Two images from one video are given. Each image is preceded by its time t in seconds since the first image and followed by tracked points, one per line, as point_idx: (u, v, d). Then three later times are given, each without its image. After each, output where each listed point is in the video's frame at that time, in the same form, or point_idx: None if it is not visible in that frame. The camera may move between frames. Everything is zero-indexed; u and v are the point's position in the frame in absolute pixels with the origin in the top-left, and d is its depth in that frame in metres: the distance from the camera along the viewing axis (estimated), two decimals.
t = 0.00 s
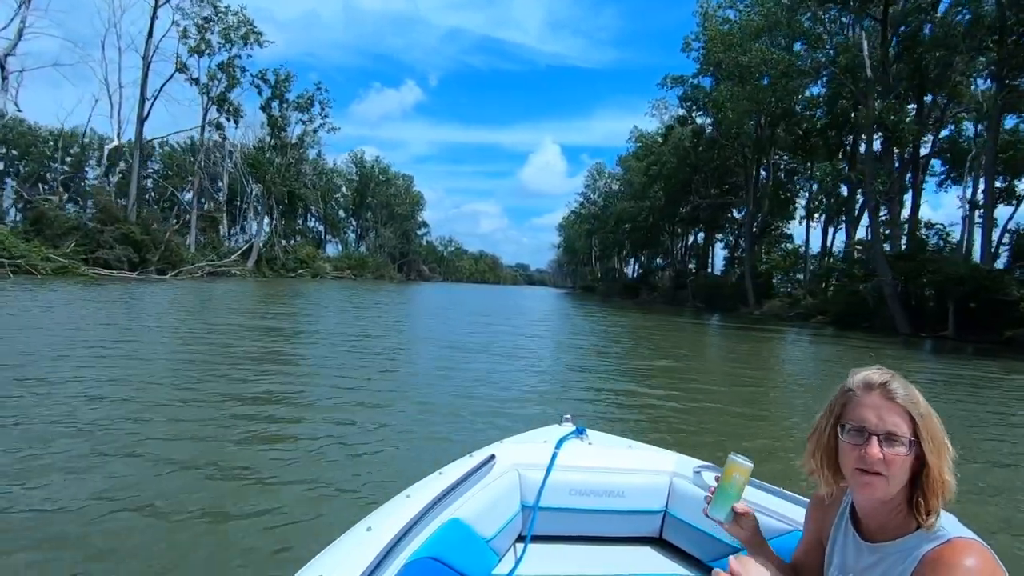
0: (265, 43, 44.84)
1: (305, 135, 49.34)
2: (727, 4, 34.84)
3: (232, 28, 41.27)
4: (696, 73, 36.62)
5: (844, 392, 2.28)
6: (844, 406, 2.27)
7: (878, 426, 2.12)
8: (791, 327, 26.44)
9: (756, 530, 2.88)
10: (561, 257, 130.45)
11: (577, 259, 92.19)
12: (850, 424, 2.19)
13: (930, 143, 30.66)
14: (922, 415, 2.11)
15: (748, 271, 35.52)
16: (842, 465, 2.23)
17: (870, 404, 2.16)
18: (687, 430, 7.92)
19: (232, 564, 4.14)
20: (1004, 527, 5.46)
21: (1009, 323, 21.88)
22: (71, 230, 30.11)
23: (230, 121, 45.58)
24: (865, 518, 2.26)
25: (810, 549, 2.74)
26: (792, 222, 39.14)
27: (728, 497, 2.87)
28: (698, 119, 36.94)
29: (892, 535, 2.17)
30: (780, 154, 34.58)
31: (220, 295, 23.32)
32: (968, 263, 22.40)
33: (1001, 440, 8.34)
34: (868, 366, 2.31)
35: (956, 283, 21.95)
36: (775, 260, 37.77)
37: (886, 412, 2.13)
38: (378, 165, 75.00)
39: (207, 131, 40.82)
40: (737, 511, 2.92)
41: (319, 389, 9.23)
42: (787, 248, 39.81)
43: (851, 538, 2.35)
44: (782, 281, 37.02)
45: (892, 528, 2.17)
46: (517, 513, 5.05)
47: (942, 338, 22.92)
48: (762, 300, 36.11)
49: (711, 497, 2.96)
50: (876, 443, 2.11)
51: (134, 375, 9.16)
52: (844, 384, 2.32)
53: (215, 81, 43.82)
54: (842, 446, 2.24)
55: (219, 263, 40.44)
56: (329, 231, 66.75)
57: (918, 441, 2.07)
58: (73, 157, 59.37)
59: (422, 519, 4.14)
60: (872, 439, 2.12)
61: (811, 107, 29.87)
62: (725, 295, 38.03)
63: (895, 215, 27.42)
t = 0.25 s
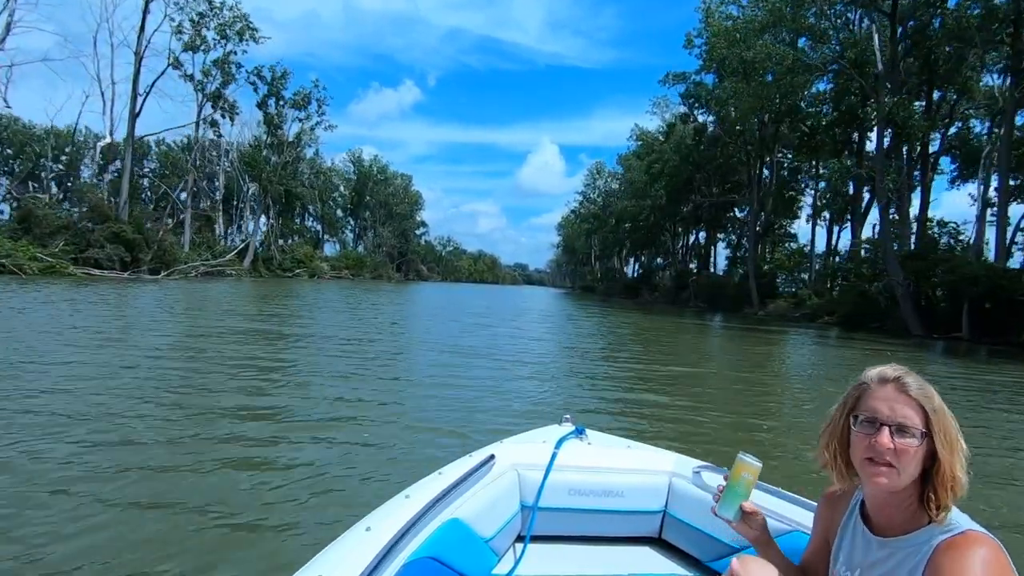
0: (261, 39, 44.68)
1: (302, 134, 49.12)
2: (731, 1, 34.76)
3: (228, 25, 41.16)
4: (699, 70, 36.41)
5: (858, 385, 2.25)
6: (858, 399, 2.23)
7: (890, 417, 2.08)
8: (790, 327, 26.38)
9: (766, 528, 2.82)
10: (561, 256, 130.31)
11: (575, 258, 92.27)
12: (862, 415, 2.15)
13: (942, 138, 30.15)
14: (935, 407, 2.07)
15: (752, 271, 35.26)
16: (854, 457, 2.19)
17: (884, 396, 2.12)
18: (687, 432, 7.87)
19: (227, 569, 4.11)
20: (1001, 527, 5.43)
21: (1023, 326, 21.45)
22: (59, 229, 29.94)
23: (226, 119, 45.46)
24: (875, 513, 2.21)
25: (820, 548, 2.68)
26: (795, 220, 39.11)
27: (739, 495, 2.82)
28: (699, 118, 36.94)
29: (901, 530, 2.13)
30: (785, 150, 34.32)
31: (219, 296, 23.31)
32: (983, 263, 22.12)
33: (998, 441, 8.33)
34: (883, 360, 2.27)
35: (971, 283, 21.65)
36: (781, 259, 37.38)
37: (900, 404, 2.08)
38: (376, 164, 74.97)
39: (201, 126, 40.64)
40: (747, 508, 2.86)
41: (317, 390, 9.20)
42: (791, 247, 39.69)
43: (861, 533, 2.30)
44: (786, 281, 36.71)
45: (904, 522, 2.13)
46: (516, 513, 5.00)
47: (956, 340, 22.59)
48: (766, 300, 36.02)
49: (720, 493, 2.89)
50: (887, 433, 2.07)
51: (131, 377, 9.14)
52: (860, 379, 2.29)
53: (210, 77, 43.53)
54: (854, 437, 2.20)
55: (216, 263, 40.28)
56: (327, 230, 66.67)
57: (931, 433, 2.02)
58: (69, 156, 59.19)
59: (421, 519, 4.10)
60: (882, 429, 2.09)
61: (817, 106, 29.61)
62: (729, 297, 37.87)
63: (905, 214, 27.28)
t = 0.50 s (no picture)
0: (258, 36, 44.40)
1: (299, 133, 48.90)
2: None
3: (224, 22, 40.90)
4: (701, 65, 36.24)
5: (874, 384, 2.22)
6: (874, 399, 2.20)
7: (908, 416, 2.05)
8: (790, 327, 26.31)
9: (776, 526, 2.78)
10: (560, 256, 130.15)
11: (575, 258, 92.12)
12: (879, 413, 2.12)
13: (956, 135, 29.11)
14: (953, 408, 2.04)
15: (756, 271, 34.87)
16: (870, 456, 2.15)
17: (901, 395, 2.10)
18: (687, 433, 7.81)
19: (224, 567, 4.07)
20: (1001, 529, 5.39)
21: None
22: (47, 228, 29.55)
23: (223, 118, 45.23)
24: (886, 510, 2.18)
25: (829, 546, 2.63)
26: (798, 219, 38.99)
27: (749, 491, 2.80)
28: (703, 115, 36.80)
29: (914, 527, 2.10)
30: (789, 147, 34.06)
31: (218, 296, 23.29)
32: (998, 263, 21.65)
33: (998, 443, 8.29)
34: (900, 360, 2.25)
35: (986, 283, 21.13)
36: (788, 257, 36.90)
37: (917, 404, 2.06)
38: (375, 163, 74.73)
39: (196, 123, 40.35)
40: (757, 505, 2.83)
41: (315, 389, 9.16)
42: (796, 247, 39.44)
43: (872, 531, 2.26)
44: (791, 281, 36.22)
45: (915, 519, 2.09)
46: (516, 513, 4.94)
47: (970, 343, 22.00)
48: (771, 300, 35.84)
49: (731, 489, 2.87)
50: (906, 432, 2.03)
51: (129, 376, 9.11)
52: (875, 379, 2.26)
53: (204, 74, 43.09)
54: (869, 436, 2.17)
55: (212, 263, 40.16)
56: (325, 230, 66.47)
57: (949, 432, 1.99)
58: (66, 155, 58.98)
59: (421, 519, 4.05)
60: (900, 428, 2.06)
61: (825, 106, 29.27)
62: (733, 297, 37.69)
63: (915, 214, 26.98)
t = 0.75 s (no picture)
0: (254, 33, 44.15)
1: (297, 131, 48.64)
2: None
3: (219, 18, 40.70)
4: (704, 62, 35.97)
5: (895, 386, 2.21)
6: (896, 401, 2.19)
7: (939, 417, 2.04)
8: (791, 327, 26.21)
9: (782, 536, 2.69)
10: (560, 255, 129.89)
11: (575, 258, 92.03)
12: (905, 416, 2.10)
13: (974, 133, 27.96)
14: (978, 410, 2.06)
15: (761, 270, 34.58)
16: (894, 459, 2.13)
17: (928, 397, 2.09)
18: (685, 435, 7.75)
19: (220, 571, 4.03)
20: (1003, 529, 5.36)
21: None
22: (39, 227, 29.28)
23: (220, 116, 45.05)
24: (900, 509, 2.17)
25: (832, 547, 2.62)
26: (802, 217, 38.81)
27: (752, 504, 2.75)
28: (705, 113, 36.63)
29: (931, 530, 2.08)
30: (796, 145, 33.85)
31: (218, 297, 23.28)
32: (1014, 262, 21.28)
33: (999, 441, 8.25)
34: (917, 364, 2.26)
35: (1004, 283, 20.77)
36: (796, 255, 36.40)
37: (948, 405, 2.05)
38: (373, 163, 74.55)
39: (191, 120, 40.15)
40: (762, 517, 2.77)
41: (311, 391, 9.14)
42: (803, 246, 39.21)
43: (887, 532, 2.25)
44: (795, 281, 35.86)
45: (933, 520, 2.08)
46: (515, 513, 4.89)
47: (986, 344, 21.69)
48: (777, 300, 35.66)
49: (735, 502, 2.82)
50: (939, 435, 2.01)
51: (126, 378, 9.08)
52: (895, 381, 2.25)
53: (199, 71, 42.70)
54: (894, 439, 2.15)
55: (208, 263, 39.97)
56: (323, 229, 66.32)
57: (976, 434, 2.00)
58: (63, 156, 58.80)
59: (421, 519, 3.99)
60: (930, 432, 2.04)
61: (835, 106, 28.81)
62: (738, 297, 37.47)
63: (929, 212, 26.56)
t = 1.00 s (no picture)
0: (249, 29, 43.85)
1: (294, 129, 48.37)
2: None
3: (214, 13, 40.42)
4: (707, 57, 35.69)
5: (916, 391, 2.35)
6: (917, 406, 2.33)
7: (960, 423, 2.18)
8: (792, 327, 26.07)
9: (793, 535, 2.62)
10: (560, 255, 129.51)
11: (575, 258, 91.76)
12: (928, 422, 2.24)
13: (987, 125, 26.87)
14: (994, 416, 2.22)
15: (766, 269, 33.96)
16: (917, 464, 2.27)
17: (950, 403, 2.23)
18: (684, 438, 7.72)
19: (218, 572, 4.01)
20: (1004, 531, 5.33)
21: None
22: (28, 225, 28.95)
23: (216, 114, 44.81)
24: (916, 514, 2.31)
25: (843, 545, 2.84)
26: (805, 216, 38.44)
27: (765, 503, 2.67)
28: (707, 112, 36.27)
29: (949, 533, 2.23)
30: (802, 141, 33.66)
31: (217, 297, 23.24)
32: None
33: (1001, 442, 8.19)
34: (935, 369, 2.41)
35: None
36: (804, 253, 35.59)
37: (969, 411, 2.20)
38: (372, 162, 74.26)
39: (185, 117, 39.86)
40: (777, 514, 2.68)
41: (310, 390, 9.13)
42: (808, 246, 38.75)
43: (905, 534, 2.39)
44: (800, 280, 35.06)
45: (952, 525, 2.23)
46: (515, 514, 4.85)
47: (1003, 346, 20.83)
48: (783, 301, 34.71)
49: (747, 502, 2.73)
50: (963, 441, 2.16)
51: (124, 378, 9.06)
52: (914, 386, 2.40)
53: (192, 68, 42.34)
54: (917, 444, 2.29)
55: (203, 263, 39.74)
56: (322, 229, 66.08)
57: (998, 441, 2.15)
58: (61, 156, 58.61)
59: (421, 519, 3.95)
60: (955, 437, 2.18)
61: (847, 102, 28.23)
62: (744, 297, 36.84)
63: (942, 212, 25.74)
